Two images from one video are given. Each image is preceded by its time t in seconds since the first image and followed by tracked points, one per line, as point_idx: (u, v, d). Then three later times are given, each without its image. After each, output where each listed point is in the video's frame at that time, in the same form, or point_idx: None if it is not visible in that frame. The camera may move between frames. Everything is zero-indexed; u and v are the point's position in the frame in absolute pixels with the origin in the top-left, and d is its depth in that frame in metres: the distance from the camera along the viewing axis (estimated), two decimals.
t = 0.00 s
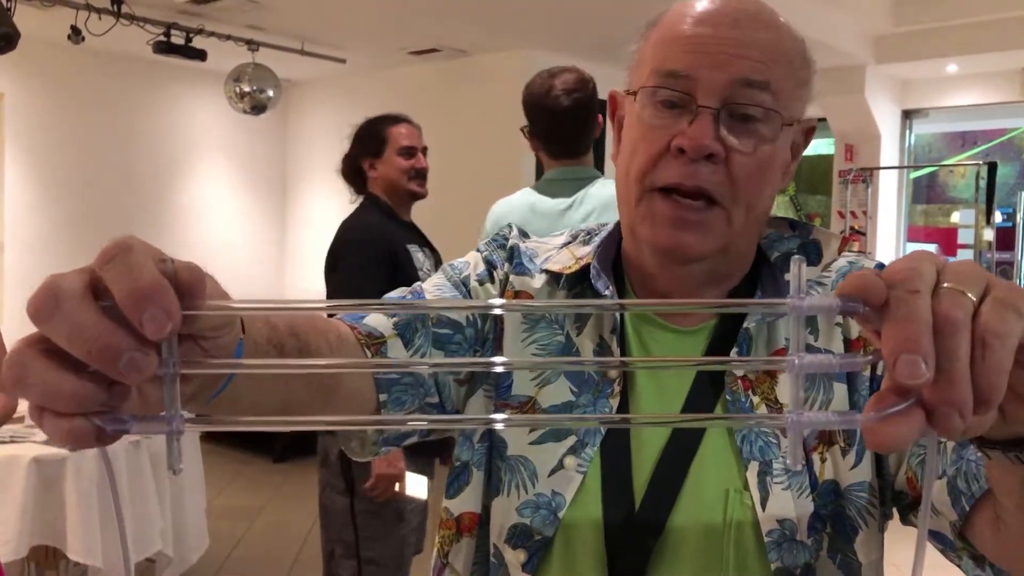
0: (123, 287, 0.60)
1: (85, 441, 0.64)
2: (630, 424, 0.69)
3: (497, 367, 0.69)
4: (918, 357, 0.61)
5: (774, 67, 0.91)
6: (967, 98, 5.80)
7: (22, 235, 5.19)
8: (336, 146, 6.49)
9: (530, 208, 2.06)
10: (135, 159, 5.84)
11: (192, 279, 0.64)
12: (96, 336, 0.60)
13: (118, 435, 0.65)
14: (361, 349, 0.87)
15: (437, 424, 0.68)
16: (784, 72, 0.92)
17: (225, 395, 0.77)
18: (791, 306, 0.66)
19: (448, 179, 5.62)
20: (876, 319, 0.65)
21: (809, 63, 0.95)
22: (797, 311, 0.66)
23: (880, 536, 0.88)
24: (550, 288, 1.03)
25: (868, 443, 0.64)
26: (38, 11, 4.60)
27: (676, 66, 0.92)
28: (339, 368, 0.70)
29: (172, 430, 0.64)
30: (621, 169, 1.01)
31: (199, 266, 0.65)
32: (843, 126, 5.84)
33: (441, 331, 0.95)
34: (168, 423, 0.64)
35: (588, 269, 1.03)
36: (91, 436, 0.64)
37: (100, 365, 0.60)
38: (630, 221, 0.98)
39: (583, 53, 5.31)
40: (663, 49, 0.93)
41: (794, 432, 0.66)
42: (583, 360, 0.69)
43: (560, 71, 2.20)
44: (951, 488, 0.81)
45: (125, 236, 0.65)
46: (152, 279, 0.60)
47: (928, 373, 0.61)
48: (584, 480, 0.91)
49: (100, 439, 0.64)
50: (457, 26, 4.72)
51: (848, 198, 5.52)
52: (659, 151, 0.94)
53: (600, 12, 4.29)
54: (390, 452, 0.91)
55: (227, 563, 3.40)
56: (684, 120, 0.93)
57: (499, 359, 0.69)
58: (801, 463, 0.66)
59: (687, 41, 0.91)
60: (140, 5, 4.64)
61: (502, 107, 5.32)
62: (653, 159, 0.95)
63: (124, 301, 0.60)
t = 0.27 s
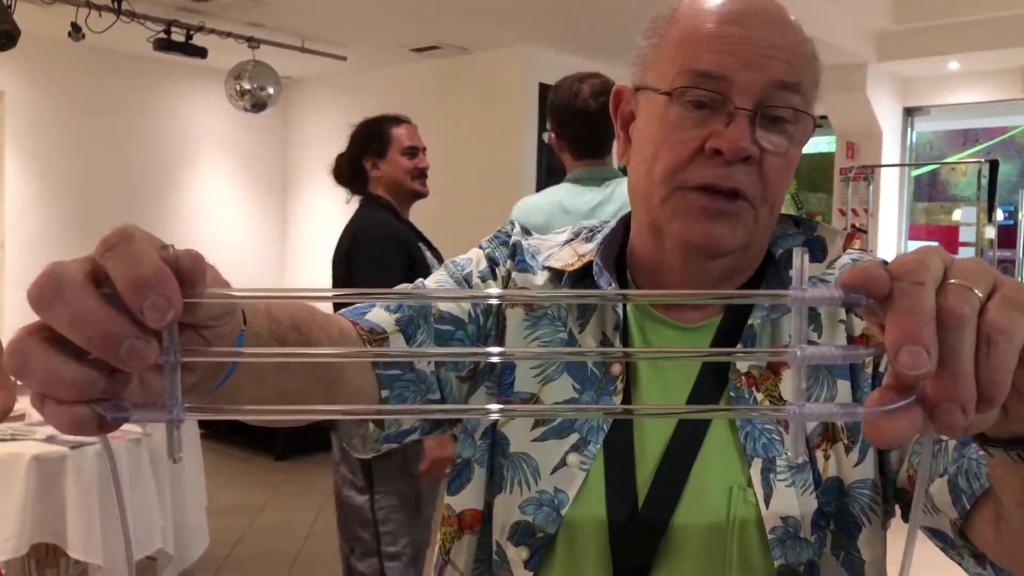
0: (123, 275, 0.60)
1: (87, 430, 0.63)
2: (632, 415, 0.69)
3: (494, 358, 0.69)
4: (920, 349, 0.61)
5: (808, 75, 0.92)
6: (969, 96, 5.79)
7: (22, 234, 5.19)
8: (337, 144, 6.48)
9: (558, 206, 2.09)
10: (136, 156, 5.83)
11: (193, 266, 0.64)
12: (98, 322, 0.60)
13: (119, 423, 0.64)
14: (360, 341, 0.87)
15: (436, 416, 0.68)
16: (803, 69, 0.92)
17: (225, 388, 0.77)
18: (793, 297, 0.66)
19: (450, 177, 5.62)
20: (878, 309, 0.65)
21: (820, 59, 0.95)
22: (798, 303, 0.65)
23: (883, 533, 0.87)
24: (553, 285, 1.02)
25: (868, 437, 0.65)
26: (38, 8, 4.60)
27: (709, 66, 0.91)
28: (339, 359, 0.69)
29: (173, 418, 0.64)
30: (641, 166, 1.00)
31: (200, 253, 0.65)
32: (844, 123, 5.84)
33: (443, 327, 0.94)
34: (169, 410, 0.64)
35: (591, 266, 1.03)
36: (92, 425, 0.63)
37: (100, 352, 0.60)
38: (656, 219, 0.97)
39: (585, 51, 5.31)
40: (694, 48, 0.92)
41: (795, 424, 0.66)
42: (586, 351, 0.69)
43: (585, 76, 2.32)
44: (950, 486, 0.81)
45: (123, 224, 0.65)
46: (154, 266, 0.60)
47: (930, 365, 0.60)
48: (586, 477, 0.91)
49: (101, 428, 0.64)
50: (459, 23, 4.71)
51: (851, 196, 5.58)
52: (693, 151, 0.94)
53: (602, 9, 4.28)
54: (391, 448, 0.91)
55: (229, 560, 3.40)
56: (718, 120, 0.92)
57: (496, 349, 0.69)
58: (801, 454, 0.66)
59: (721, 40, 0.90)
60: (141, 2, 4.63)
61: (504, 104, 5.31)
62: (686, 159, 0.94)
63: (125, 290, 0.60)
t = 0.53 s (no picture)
0: (121, 278, 0.60)
1: (88, 430, 0.64)
2: (632, 415, 0.69)
3: (494, 358, 0.69)
4: (917, 349, 0.61)
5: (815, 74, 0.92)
6: (968, 94, 5.80)
7: (23, 233, 5.19)
8: (337, 143, 6.48)
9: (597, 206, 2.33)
10: (137, 155, 5.83)
11: (192, 268, 0.64)
12: (97, 324, 0.60)
13: (118, 425, 0.64)
14: (360, 341, 0.87)
15: (436, 416, 0.68)
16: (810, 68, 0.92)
17: (225, 387, 0.77)
18: (790, 299, 0.66)
19: (450, 176, 5.62)
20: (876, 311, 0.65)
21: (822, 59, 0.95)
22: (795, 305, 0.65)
23: (881, 533, 0.87)
24: (552, 284, 1.03)
25: (865, 437, 0.65)
26: (38, 8, 4.60)
27: (722, 66, 0.91)
28: (338, 359, 0.69)
29: (172, 420, 0.64)
30: (649, 165, 0.99)
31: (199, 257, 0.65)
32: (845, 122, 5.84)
33: (443, 326, 0.95)
34: (169, 412, 0.64)
35: (590, 265, 1.03)
36: (92, 426, 0.64)
37: (99, 355, 0.60)
38: (665, 218, 0.97)
39: (585, 50, 5.31)
40: (705, 48, 0.92)
41: (794, 425, 0.65)
42: (584, 351, 0.69)
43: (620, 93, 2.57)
44: (949, 485, 0.81)
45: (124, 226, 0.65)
46: (153, 269, 0.60)
47: (927, 365, 0.61)
48: (586, 476, 0.91)
49: (101, 429, 0.64)
50: (459, 22, 4.72)
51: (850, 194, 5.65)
52: (705, 151, 0.94)
53: (602, 8, 4.29)
54: (392, 447, 0.91)
55: (230, 559, 3.40)
56: (729, 120, 0.92)
57: (495, 349, 0.69)
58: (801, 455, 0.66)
59: (733, 40, 0.90)
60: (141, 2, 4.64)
61: (503, 104, 5.31)
62: (698, 159, 0.94)
63: (124, 293, 0.60)
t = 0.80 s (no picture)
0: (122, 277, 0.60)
1: (90, 429, 0.63)
2: (631, 416, 0.69)
3: (495, 358, 0.69)
4: (921, 348, 0.61)
5: (797, 64, 0.92)
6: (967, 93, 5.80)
7: (21, 233, 5.19)
8: (336, 142, 6.49)
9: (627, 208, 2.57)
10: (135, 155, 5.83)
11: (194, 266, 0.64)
12: (98, 325, 0.60)
13: (122, 424, 0.64)
14: (360, 339, 0.87)
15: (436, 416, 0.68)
16: (801, 64, 0.92)
17: (223, 385, 0.77)
18: (793, 297, 0.65)
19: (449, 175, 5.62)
20: (879, 310, 0.65)
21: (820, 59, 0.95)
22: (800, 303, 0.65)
23: (879, 531, 0.87)
24: (552, 283, 1.03)
25: (869, 436, 0.65)
26: (37, 8, 4.60)
27: (701, 59, 0.91)
28: (340, 358, 0.69)
29: (175, 419, 0.64)
30: (636, 162, 1.00)
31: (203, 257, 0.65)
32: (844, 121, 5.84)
33: (442, 324, 0.95)
34: (171, 410, 0.64)
35: (589, 265, 1.03)
36: (95, 424, 0.63)
37: (101, 356, 0.60)
38: (647, 213, 0.97)
39: (583, 49, 5.31)
40: (686, 42, 0.93)
41: (798, 425, 0.65)
42: (584, 350, 0.69)
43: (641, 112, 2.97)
44: (949, 482, 0.81)
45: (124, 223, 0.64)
46: (154, 267, 0.60)
47: (931, 364, 0.60)
48: (585, 474, 0.91)
49: (103, 428, 0.64)
50: (457, 21, 4.72)
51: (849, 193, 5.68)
52: (682, 145, 0.94)
53: (601, 7, 4.29)
54: (390, 445, 0.91)
55: (230, 558, 3.40)
56: (707, 113, 0.93)
57: (497, 350, 0.69)
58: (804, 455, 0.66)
59: (714, 34, 0.91)
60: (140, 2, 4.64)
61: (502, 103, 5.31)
62: (676, 152, 0.94)
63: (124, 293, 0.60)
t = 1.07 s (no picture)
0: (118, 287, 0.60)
1: (93, 437, 0.63)
2: (626, 419, 0.69)
3: (495, 364, 0.69)
4: (921, 356, 0.61)
5: (771, 60, 0.91)
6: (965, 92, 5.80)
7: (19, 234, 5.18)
8: (334, 142, 6.49)
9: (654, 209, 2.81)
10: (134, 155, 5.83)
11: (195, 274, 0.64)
12: (94, 334, 0.60)
13: (125, 432, 0.64)
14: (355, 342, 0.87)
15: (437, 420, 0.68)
16: (780, 64, 0.93)
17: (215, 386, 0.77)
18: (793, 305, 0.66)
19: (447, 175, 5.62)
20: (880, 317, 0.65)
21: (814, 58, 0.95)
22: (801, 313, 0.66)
23: (876, 529, 0.88)
24: (547, 282, 1.03)
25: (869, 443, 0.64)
26: (34, 8, 4.60)
27: (668, 56, 0.91)
28: (341, 365, 0.69)
29: (177, 427, 0.64)
30: (617, 161, 1.00)
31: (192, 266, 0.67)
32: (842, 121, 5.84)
33: (437, 324, 0.94)
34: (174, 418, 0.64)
35: (585, 264, 1.02)
36: (98, 433, 0.63)
37: (100, 364, 0.60)
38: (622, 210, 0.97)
39: (581, 49, 5.31)
40: (659, 40, 0.93)
41: (797, 434, 0.66)
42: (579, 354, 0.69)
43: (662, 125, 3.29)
44: (945, 484, 0.81)
45: (114, 233, 0.64)
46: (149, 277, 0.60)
47: (931, 372, 0.60)
48: (580, 473, 0.91)
49: (106, 435, 0.63)
50: (455, 21, 4.72)
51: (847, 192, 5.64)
52: (651, 141, 0.94)
53: (598, 7, 4.29)
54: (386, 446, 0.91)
55: (229, 557, 3.41)
56: (675, 109, 0.92)
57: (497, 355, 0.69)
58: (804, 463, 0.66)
59: (680, 31, 0.91)
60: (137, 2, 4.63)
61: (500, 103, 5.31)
62: (646, 148, 0.94)
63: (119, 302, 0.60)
